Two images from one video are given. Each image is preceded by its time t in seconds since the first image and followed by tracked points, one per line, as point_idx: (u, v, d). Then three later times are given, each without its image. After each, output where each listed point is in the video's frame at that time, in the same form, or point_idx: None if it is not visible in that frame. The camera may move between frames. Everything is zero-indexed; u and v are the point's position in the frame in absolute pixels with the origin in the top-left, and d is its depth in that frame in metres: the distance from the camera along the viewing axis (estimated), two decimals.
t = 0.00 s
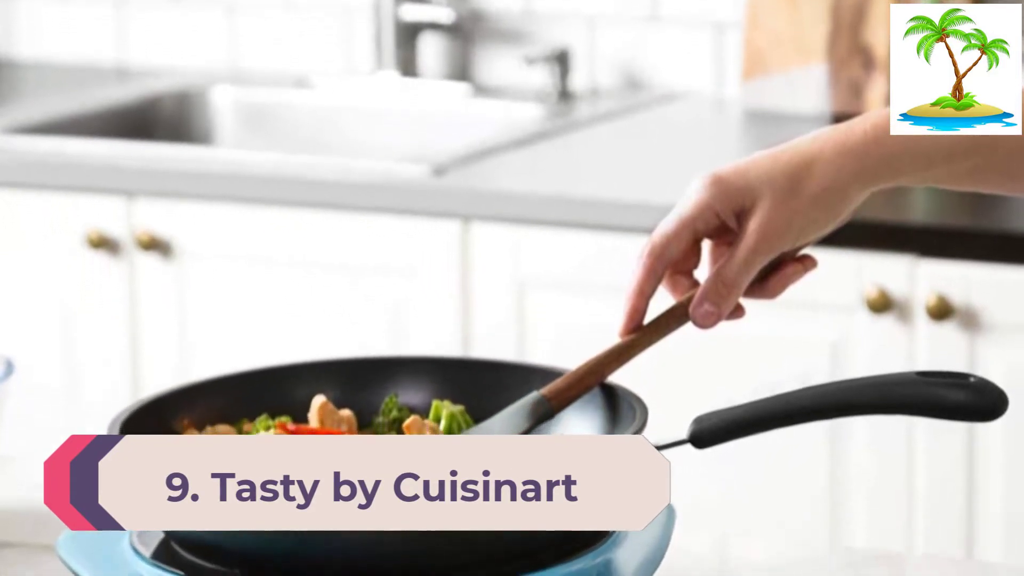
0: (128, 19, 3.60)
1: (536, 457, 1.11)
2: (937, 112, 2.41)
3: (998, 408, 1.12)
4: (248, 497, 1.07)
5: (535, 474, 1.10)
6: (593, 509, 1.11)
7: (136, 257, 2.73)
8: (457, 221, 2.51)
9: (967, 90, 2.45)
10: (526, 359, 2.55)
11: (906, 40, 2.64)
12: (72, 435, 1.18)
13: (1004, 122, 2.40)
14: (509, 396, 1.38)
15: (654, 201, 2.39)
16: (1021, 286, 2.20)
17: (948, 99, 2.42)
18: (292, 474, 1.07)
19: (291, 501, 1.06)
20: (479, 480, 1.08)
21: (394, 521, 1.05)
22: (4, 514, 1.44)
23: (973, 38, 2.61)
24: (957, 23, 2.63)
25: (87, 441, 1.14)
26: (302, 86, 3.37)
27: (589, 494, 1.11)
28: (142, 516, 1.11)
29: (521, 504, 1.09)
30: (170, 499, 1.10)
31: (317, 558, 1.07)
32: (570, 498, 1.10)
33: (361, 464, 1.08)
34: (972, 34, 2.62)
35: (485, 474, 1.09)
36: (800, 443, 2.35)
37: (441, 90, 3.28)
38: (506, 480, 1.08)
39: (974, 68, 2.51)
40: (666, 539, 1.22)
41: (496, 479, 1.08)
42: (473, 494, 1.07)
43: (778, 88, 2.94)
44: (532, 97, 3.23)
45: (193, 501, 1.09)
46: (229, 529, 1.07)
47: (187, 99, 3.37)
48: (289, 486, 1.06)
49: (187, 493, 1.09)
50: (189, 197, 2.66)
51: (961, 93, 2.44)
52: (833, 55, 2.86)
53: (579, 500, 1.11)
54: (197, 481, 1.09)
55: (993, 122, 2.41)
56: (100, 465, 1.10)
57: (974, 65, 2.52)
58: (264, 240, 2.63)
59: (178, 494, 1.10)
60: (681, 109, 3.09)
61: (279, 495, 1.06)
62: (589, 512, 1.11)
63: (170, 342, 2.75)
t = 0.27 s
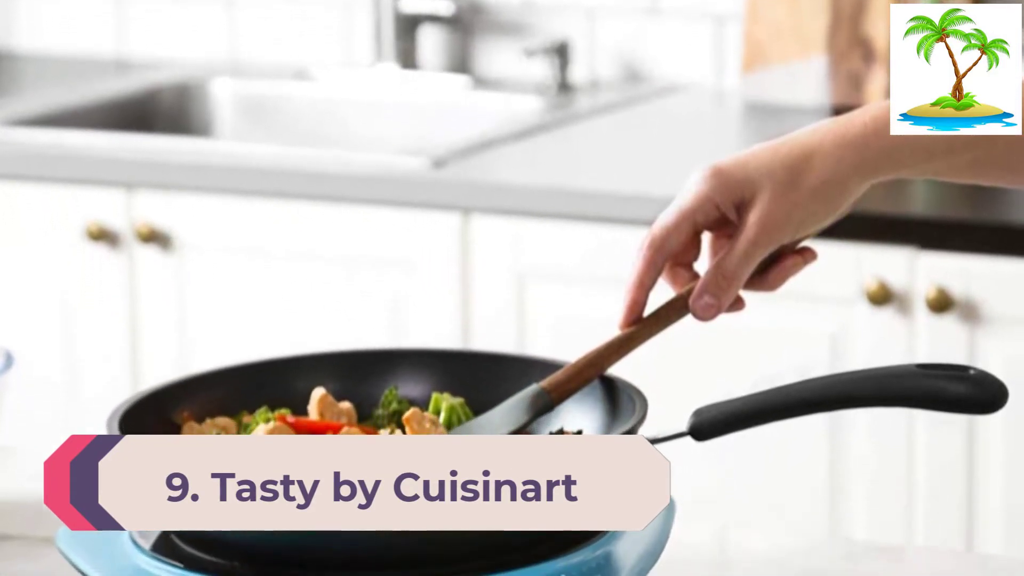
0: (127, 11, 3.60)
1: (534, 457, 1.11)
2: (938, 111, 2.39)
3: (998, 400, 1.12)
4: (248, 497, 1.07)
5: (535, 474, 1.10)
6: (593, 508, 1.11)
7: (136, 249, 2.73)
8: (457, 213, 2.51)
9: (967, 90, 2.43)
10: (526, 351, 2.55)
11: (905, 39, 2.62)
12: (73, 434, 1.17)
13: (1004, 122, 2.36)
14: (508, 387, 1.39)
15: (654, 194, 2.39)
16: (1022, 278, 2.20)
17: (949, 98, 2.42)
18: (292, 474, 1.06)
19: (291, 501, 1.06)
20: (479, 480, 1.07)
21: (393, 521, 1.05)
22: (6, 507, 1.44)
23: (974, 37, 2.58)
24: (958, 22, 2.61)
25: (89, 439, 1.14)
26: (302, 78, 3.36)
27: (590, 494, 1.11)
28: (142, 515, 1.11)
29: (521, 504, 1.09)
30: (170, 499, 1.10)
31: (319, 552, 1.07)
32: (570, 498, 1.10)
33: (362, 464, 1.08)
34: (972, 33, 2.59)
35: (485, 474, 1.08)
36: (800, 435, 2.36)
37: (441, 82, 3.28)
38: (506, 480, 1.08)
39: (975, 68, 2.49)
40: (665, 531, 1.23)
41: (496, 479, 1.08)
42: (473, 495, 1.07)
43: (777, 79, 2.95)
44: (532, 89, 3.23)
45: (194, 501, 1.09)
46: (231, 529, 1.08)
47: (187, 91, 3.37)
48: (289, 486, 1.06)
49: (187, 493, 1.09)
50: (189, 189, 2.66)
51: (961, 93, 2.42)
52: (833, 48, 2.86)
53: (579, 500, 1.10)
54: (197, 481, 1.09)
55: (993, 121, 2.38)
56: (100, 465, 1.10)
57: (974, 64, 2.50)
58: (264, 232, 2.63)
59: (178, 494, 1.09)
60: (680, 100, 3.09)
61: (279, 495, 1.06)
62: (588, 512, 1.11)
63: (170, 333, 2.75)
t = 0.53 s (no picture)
0: (127, 3, 3.59)
1: (533, 454, 1.12)
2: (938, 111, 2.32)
3: (998, 392, 1.12)
4: (248, 497, 1.07)
5: (535, 473, 1.10)
6: (593, 508, 1.12)
7: (135, 241, 2.73)
8: (456, 205, 2.50)
9: (967, 91, 2.36)
10: (526, 343, 2.55)
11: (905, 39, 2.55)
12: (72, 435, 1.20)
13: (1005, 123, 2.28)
14: (508, 379, 1.38)
15: (654, 185, 2.38)
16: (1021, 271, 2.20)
17: (949, 99, 2.35)
18: (292, 474, 1.06)
19: (291, 501, 1.05)
20: (479, 480, 1.07)
21: (394, 522, 1.05)
22: (6, 500, 1.44)
23: (974, 37, 2.52)
24: (957, 22, 2.56)
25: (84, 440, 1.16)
26: (302, 70, 3.36)
27: (589, 494, 1.11)
28: (142, 515, 1.11)
29: (521, 504, 1.09)
30: (170, 499, 1.10)
31: (315, 548, 1.07)
32: (570, 497, 1.10)
33: (362, 464, 1.08)
34: (972, 33, 2.53)
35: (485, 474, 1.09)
36: (799, 427, 2.36)
37: (441, 75, 3.28)
38: (506, 480, 1.08)
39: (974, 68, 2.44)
40: (665, 524, 1.23)
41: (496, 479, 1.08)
42: (474, 494, 1.07)
43: (778, 72, 2.93)
44: (532, 81, 3.22)
45: (193, 501, 1.09)
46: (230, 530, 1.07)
47: (186, 83, 3.36)
48: (289, 486, 1.05)
49: (187, 493, 1.10)
50: (188, 181, 2.66)
51: (961, 93, 2.36)
52: (833, 40, 2.85)
53: (579, 499, 1.11)
54: (197, 481, 1.09)
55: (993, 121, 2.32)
56: (100, 464, 1.10)
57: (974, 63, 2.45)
58: (264, 224, 2.63)
59: (178, 494, 1.10)
60: (680, 92, 3.08)
61: (279, 495, 1.05)
62: (588, 512, 1.11)
63: (170, 326, 2.75)
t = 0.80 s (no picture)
0: None
1: (533, 452, 1.11)
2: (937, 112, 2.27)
3: (998, 383, 1.12)
4: (248, 497, 1.07)
5: (535, 473, 1.10)
6: (592, 509, 1.11)
7: (134, 233, 2.73)
8: (456, 197, 2.50)
9: (967, 90, 2.31)
10: (525, 334, 2.55)
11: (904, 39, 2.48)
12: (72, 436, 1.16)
13: (1005, 123, 2.24)
14: (509, 370, 1.38)
15: (654, 176, 2.38)
16: (1022, 262, 2.20)
17: (949, 98, 2.29)
18: (292, 474, 1.06)
19: (291, 501, 1.06)
20: (479, 480, 1.07)
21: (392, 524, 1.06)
22: (8, 491, 1.44)
23: (974, 37, 2.47)
24: (958, 22, 2.51)
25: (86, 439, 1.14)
26: (301, 61, 3.36)
27: (590, 495, 1.11)
28: (140, 516, 1.11)
29: (521, 504, 1.09)
30: (170, 499, 1.09)
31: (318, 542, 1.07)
32: (570, 498, 1.10)
33: (362, 463, 1.07)
34: (973, 33, 2.48)
35: (485, 474, 1.08)
36: (800, 419, 2.36)
37: (440, 66, 3.28)
38: (506, 480, 1.08)
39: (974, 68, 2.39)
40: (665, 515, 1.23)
41: (496, 479, 1.08)
42: (474, 494, 1.07)
43: (779, 64, 2.94)
44: (532, 72, 3.22)
45: (193, 501, 1.09)
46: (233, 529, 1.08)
47: (186, 74, 3.36)
48: (289, 486, 1.06)
49: (187, 494, 1.09)
50: (188, 172, 2.66)
51: (961, 93, 2.30)
52: (833, 31, 2.85)
53: (579, 500, 1.11)
54: (198, 481, 1.09)
55: (992, 121, 2.26)
56: (100, 465, 1.10)
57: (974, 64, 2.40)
58: (264, 216, 2.63)
59: (178, 494, 1.09)
60: (680, 84, 3.08)
61: (279, 495, 1.06)
62: (587, 513, 1.11)
63: (169, 317, 2.75)
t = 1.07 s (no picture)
0: None
1: (533, 452, 1.10)
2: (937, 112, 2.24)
3: (998, 375, 1.12)
4: (248, 496, 1.06)
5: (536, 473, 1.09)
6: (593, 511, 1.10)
7: (134, 225, 2.73)
8: (456, 188, 2.50)
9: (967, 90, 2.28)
10: (525, 326, 2.55)
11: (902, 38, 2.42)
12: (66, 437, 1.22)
13: (1005, 123, 2.23)
14: (510, 361, 1.39)
15: (654, 168, 2.38)
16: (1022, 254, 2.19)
17: (949, 98, 2.26)
18: (292, 474, 1.06)
19: (291, 501, 1.05)
20: (479, 480, 1.06)
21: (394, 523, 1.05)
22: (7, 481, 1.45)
23: (975, 37, 2.41)
24: (958, 22, 2.47)
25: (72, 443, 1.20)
26: (301, 53, 3.35)
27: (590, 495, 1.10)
28: (141, 516, 1.09)
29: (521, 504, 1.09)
30: (170, 499, 1.09)
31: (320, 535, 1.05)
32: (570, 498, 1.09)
33: (362, 462, 1.07)
34: (973, 33, 2.42)
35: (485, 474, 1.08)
36: (800, 411, 2.36)
37: (440, 58, 3.28)
38: (506, 480, 1.07)
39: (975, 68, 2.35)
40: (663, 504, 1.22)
41: (496, 478, 1.07)
42: (473, 494, 1.06)
43: (779, 55, 2.95)
44: (532, 64, 3.22)
45: (194, 501, 1.08)
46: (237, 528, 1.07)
47: (185, 66, 3.36)
48: (289, 486, 1.05)
49: (187, 494, 1.08)
50: (188, 164, 2.66)
51: (961, 93, 2.28)
52: (832, 23, 2.84)
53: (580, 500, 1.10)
54: (197, 482, 1.08)
55: (993, 122, 2.24)
56: (100, 464, 1.09)
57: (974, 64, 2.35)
58: (264, 207, 2.63)
59: (178, 494, 1.08)
60: (680, 75, 3.08)
61: (279, 495, 1.05)
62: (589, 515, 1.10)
63: (169, 308, 2.75)
